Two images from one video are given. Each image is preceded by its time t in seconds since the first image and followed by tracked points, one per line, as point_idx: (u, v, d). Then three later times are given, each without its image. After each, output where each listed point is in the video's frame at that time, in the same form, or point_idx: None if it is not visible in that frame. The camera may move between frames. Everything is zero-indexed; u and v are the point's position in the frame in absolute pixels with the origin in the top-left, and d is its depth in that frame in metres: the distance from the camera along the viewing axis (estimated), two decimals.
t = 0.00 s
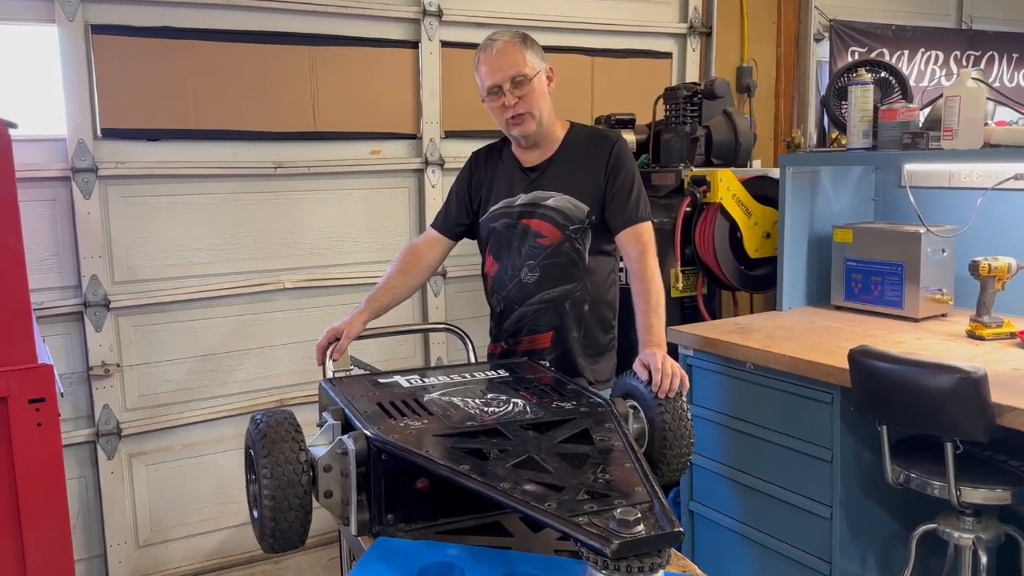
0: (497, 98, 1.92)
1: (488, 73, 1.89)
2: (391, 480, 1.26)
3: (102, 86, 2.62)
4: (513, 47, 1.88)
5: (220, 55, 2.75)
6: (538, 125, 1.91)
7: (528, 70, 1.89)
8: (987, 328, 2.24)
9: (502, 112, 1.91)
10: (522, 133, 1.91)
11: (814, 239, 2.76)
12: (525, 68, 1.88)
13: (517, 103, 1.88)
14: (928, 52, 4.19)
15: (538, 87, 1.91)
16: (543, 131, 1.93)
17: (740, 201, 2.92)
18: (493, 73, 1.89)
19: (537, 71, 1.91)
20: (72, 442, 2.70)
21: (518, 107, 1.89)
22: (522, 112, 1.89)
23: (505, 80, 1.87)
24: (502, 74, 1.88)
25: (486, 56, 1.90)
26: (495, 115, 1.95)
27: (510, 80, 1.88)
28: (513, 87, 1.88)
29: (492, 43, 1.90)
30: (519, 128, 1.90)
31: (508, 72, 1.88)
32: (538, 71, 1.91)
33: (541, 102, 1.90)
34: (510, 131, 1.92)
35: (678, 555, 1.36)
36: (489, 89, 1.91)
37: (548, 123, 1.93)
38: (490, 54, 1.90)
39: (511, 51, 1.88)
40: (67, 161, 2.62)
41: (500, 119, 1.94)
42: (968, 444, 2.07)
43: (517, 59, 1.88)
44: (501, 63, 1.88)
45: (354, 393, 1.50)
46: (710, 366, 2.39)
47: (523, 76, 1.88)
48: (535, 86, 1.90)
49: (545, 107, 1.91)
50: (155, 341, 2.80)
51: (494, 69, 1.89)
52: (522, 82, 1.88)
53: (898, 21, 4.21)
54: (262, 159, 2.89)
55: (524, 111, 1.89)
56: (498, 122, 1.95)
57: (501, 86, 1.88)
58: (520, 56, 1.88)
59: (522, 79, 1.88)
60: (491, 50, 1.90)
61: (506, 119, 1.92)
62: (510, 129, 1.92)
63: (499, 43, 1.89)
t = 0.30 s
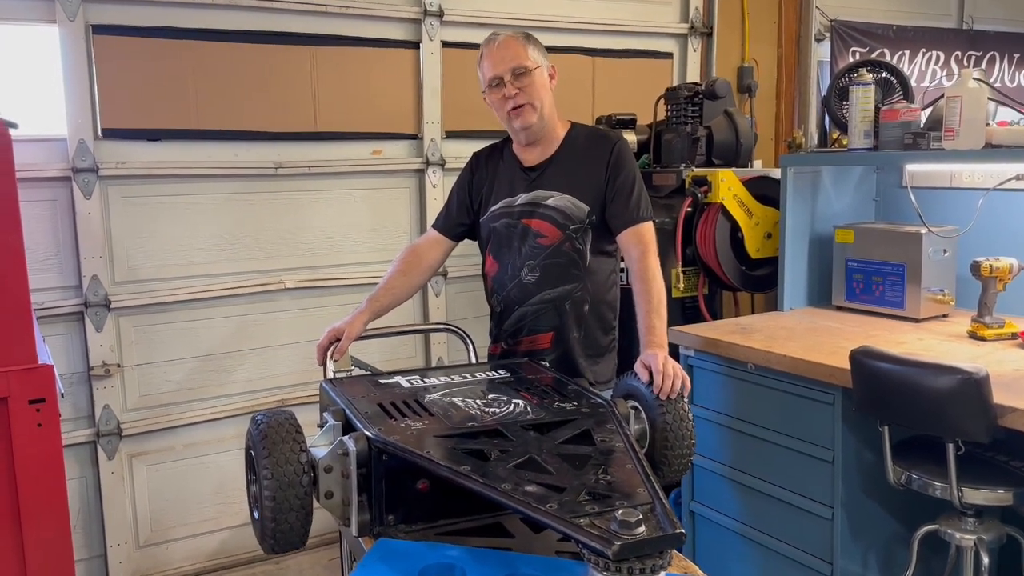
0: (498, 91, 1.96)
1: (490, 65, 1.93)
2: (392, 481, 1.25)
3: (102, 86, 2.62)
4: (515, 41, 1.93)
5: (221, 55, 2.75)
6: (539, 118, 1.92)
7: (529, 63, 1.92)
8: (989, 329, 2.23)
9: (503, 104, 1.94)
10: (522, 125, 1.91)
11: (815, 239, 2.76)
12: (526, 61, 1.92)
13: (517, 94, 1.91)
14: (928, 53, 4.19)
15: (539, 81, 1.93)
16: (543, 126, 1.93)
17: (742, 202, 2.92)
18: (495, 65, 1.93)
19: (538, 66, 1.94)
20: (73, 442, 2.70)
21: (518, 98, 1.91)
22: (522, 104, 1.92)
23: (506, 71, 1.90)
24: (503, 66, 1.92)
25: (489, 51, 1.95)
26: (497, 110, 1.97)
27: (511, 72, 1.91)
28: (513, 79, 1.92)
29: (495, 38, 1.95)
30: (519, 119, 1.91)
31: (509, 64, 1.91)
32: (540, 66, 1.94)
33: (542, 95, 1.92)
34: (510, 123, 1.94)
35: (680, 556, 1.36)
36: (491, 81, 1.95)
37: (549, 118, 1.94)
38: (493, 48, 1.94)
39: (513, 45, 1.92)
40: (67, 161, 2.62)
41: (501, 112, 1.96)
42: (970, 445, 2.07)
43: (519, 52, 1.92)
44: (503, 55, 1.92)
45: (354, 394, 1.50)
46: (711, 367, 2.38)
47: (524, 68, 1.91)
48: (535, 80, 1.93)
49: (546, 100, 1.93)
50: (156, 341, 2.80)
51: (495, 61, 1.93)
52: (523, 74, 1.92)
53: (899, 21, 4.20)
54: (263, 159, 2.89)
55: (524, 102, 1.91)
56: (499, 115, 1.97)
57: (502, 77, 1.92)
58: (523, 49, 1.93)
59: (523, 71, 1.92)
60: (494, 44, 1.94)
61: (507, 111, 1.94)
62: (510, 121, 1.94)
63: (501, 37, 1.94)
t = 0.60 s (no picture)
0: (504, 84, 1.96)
1: (498, 58, 1.94)
2: (391, 481, 1.26)
3: (103, 88, 2.62)
4: (525, 38, 1.94)
5: (222, 57, 2.76)
6: (542, 114, 1.92)
7: (537, 60, 1.93)
8: (987, 330, 2.24)
9: (507, 97, 1.94)
10: (523, 120, 1.92)
11: (815, 240, 2.76)
12: (534, 57, 1.93)
13: (523, 87, 1.92)
14: (928, 54, 4.19)
15: (546, 79, 1.94)
16: (545, 122, 1.94)
17: (741, 203, 2.92)
18: (503, 58, 1.93)
19: (547, 64, 1.95)
20: (73, 443, 2.70)
21: (523, 91, 1.92)
22: (526, 99, 1.92)
23: (514, 64, 1.91)
24: (511, 59, 1.93)
25: (499, 44, 1.96)
26: (500, 103, 1.98)
27: (518, 66, 1.92)
28: (520, 73, 1.92)
29: (506, 33, 1.96)
30: (522, 112, 1.92)
31: (517, 58, 1.92)
32: (548, 64, 1.95)
33: (547, 92, 1.93)
34: (512, 117, 1.94)
35: (679, 557, 1.36)
36: (497, 74, 1.95)
37: (552, 116, 1.95)
38: (502, 42, 1.95)
39: (522, 41, 1.94)
40: (68, 162, 2.62)
41: (505, 105, 1.96)
42: (969, 446, 2.07)
43: (528, 48, 1.93)
44: (512, 50, 1.93)
45: (354, 395, 1.50)
46: (711, 368, 2.39)
47: (532, 64, 1.92)
48: (542, 76, 1.93)
49: (550, 98, 1.94)
50: (156, 342, 2.81)
51: (504, 55, 1.94)
52: (530, 69, 1.92)
53: (898, 22, 4.21)
54: (263, 160, 2.89)
55: (528, 97, 1.92)
56: (502, 109, 1.97)
57: (509, 70, 1.93)
58: (532, 46, 1.94)
59: (531, 67, 1.92)
60: (503, 38, 1.96)
61: (510, 104, 1.94)
62: (513, 115, 1.94)
63: (512, 33, 1.95)
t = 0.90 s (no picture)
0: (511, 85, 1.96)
1: (506, 60, 1.94)
2: (393, 481, 1.26)
3: (105, 88, 2.63)
4: (533, 39, 1.94)
5: (223, 58, 2.77)
6: (548, 116, 1.93)
7: (545, 61, 1.93)
8: (987, 330, 2.24)
9: (514, 99, 1.94)
10: (530, 122, 1.92)
11: (815, 241, 2.77)
12: (542, 59, 1.93)
13: (531, 90, 1.92)
14: (928, 55, 4.19)
15: (553, 80, 1.94)
16: (552, 124, 1.95)
17: (741, 203, 2.92)
18: (511, 60, 1.93)
19: (554, 65, 1.95)
20: (75, 443, 2.71)
21: (531, 94, 1.92)
22: (534, 100, 1.92)
23: (522, 67, 1.91)
24: (519, 61, 1.92)
25: (506, 45, 1.95)
26: (507, 104, 1.98)
27: (526, 68, 1.92)
28: (528, 75, 1.93)
29: (514, 34, 1.95)
30: (528, 114, 1.92)
31: (525, 60, 1.92)
32: (555, 66, 1.95)
33: (554, 94, 1.93)
34: (519, 119, 1.94)
35: (679, 556, 1.36)
36: (504, 76, 1.95)
37: (558, 117, 1.96)
38: (510, 43, 1.95)
39: (531, 42, 1.93)
40: (69, 162, 2.63)
41: (511, 106, 1.96)
42: (969, 446, 2.08)
43: (536, 50, 1.93)
44: (520, 52, 1.93)
45: (357, 394, 1.51)
46: (712, 368, 2.39)
47: (540, 66, 1.92)
48: (549, 78, 1.94)
49: (557, 100, 1.94)
50: (158, 342, 2.81)
51: (511, 56, 1.94)
52: (538, 71, 1.93)
53: (899, 23, 4.21)
54: (265, 160, 2.90)
55: (536, 99, 1.92)
56: (508, 110, 1.98)
57: (517, 72, 1.92)
58: (540, 48, 1.94)
59: (539, 69, 1.93)
60: (511, 39, 1.95)
61: (517, 106, 1.94)
62: (520, 117, 1.94)
63: (520, 33, 1.95)
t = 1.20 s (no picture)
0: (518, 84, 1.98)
1: (513, 58, 1.95)
2: (396, 481, 1.27)
3: (108, 89, 2.63)
4: (541, 39, 1.95)
5: (225, 59, 2.77)
6: (553, 115, 1.94)
7: (552, 61, 1.94)
8: (988, 330, 2.24)
9: (520, 97, 1.96)
10: (535, 120, 1.94)
11: (816, 242, 2.78)
12: (549, 58, 1.94)
13: (537, 89, 1.93)
14: (928, 56, 4.21)
15: (559, 80, 1.95)
16: (556, 123, 1.96)
17: (743, 204, 2.93)
18: (518, 58, 1.95)
19: (561, 65, 1.96)
20: (76, 443, 2.71)
21: (536, 92, 1.93)
22: (539, 99, 1.94)
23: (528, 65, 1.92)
24: (526, 60, 1.94)
25: (514, 44, 1.97)
26: (513, 103, 1.99)
27: (533, 66, 1.93)
28: (534, 73, 1.94)
29: (522, 33, 1.97)
30: (533, 113, 1.94)
31: (532, 59, 1.93)
32: (562, 65, 1.96)
33: (560, 93, 1.94)
34: (524, 117, 1.95)
35: (682, 556, 1.37)
36: (510, 74, 1.97)
37: (563, 117, 1.96)
38: (518, 42, 1.96)
39: (538, 41, 1.95)
40: (72, 164, 2.64)
41: (517, 105, 1.98)
42: (970, 446, 2.08)
43: (543, 49, 1.94)
44: (527, 51, 1.94)
45: (359, 395, 1.51)
46: (712, 368, 2.40)
47: (546, 65, 1.94)
48: (556, 77, 1.95)
49: (563, 100, 1.95)
50: (159, 343, 2.82)
51: (519, 55, 1.95)
52: (545, 71, 1.94)
53: (899, 24, 4.22)
54: (267, 161, 2.90)
55: (541, 98, 1.93)
56: (515, 108, 1.99)
57: (523, 71, 1.94)
58: (547, 47, 1.95)
59: (545, 68, 1.94)
60: (519, 38, 1.97)
61: (523, 104, 1.96)
62: (525, 115, 1.95)
63: (528, 33, 1.96)
